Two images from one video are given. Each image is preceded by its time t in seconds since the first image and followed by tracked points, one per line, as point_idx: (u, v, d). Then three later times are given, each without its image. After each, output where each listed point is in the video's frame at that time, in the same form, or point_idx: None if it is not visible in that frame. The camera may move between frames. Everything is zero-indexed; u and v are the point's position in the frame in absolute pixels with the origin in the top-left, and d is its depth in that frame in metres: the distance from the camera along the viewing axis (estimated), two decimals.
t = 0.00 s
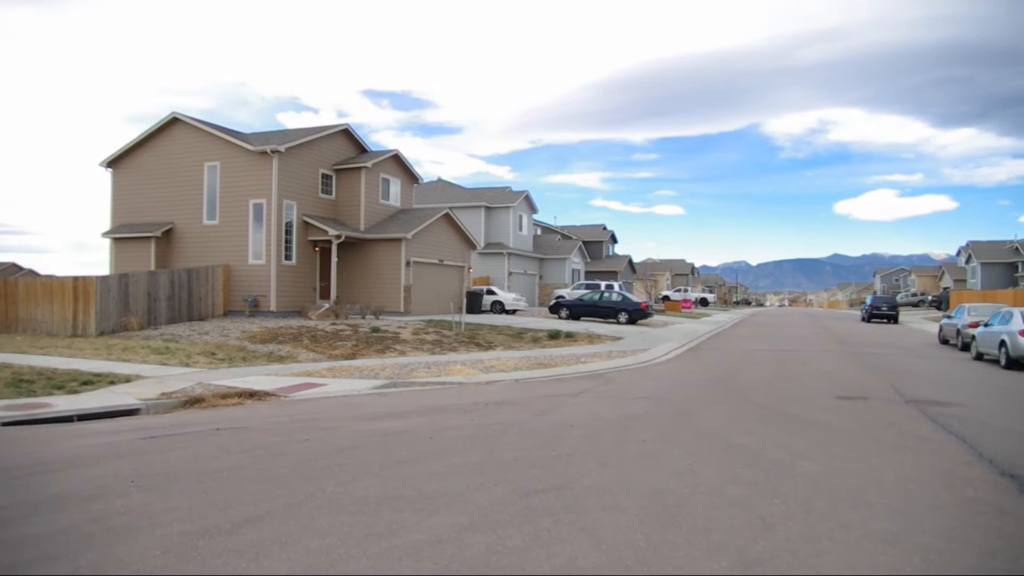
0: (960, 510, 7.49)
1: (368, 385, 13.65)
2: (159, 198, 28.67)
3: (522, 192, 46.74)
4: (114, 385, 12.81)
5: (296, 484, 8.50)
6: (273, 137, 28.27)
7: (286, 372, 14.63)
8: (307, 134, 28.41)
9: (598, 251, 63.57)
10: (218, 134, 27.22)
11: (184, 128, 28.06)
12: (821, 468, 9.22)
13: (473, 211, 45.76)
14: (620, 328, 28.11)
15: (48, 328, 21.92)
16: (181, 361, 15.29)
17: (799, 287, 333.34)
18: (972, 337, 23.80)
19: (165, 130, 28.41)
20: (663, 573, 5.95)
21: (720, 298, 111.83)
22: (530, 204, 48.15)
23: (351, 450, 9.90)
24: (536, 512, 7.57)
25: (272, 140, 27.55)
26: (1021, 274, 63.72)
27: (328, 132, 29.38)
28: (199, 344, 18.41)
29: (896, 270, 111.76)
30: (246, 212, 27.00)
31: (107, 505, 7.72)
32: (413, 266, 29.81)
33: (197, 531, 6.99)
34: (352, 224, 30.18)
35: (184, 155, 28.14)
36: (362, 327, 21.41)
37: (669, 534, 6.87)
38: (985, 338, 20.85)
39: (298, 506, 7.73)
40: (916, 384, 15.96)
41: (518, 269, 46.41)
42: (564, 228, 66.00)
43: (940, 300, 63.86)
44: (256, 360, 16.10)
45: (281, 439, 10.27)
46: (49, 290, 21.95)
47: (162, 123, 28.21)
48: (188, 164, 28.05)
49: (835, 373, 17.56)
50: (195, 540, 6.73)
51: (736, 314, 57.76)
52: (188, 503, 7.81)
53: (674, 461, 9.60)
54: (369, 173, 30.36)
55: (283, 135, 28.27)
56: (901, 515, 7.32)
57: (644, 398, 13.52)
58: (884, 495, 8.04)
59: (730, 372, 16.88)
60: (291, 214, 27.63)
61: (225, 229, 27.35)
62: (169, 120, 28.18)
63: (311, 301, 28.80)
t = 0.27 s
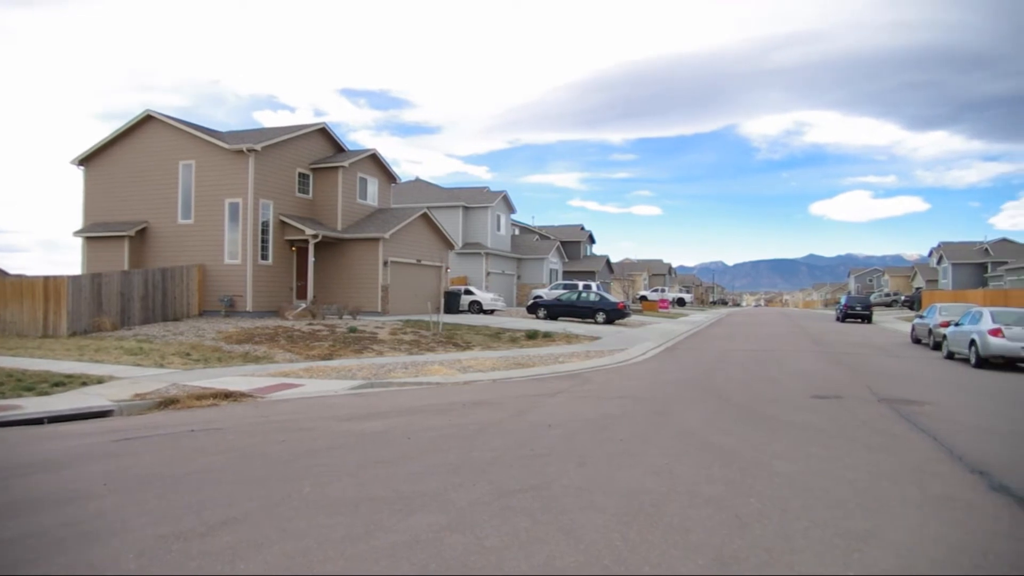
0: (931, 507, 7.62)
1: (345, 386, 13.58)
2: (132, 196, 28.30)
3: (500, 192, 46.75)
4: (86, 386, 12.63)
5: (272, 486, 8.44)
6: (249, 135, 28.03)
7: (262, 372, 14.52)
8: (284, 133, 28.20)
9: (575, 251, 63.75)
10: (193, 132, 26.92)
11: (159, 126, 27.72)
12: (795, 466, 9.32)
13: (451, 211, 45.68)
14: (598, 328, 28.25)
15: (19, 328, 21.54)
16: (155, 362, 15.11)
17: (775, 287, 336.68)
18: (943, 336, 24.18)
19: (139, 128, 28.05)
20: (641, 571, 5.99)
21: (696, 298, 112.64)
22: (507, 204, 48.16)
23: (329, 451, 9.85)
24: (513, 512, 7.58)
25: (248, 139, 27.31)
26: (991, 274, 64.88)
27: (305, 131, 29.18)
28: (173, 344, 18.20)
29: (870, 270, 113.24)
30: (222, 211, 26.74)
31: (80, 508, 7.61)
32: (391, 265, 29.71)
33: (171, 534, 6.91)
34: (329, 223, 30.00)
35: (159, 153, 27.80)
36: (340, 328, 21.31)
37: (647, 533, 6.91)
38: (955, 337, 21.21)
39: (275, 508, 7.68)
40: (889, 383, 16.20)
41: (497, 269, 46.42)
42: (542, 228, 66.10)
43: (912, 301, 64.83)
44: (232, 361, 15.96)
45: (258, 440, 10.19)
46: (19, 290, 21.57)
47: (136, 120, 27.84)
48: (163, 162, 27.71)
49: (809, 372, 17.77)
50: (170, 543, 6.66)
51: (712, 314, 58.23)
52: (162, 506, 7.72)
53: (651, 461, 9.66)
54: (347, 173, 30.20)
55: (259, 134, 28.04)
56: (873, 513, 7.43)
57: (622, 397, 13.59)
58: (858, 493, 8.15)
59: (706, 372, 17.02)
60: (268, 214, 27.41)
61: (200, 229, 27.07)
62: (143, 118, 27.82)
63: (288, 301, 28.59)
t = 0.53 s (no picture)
0: (904, 504, 7.73)
1: (322, 386, 13.50)
2: (105, 195, 27.90)
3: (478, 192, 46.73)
4: (58, 388, 12.43)
5: (248, 487, 8.36)
6: (225, 134, 27.75)
7: (238, 373, 14.39)
8: (260, 132, 27.96)
9: (553, 251, 63.89)
10: (168, 130, 26.61)
11: (133, 123, 27.35)
12: (771, 464, 9.42)
13: (429, 210, 45.57)
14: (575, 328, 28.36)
15: None
16: (129, 363, 14.91)
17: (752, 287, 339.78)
18: (915, 335, 24.57)
19: (112, 126, 27.65)
20: (618, 570, 6.01)
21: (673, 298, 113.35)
22: (485, 204, 48.13)
23: (306, 451, 9.78)
24: (491, 511, 7.58)
25: (224, 137, 27.04)
26: (961, 275, 66.01)
27: (282, 129, 28.95)
28: (147, 345, 17.97)
29: (844, 270, 114.68)
30: (197, 210, 26.46)
31: (52, 512, 7.49)
32: (368, 265, 29.59)
33: (145, 537, 6.82)
34: (306, 222, 29.80)
35: (132, 151, 27.43)
36: (317, 328, 21.18)
37: (625, 532, 6.93)
38: (927, 337, 21.56)
39: (251, 510, 7.61)
40: (862, 382, 16.42)
41: (475, 269, 46.39)
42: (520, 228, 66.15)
43: (886, 301, 65.73)
44: (207, 361, 15.79)
45: (234, 441, 10.10)
46: None
47: (109, 118, 27.45)
48: (137, 160, 27.35)
49: (784, 371, 17.97)
50: (144, 546, 6.58)
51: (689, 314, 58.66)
52: (136, 508, 7.62)
53: (629, 460, 9.70)
54: (324, 172, 30.01)
55: (235, 133, 27.76)
56: (848, 510, 7.52)
57: (599, 397, 13.64)
58: (832, 490, 8.25)
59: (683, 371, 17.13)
60: (244, 213, 27.16)
61: (175, 228, 26.76)
62: (116, 115, 27.43)
63: (265, 301, 28.37)
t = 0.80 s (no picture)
0: (876, 501, 7.85)
1: (298, 387, 13.41)
2: (77, 193, 27.47)
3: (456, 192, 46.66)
4: (27, 389, 12.22)
5: (223, 489, 8.28)
6: (200, 132, 27.45)
7: (213, 373, 14.24)
8: (235, 130, 27.69)
9: (530, 250, 63.96)
10: (141, 128, 26.26)
11: (105, 121, 26.95)
12: (747, 463, 9.51)
13: (406, 210, 45.42)
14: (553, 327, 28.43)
15: None
16: (101, 364, 14.70)
17: (728, 287, 342.67)
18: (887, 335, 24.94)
19: (84, 123, 27.23)
20: (595, 569, 6.04)
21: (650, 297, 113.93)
22: (462, 203, 48.06)
23: (282, 452, 9.71)
24: (468, 512, 7.58)
25: (198, 135, 26.74)
26: (933, 275, 67.06)
27: (257, 128, 28.70)
28: (120, 345, 17.73)
29: (818, 270, 116.01)
30: (171, 209, 26.14)
31: (22, 516, 7.36)
32: (345, 265, 29.43)
33: (117, 540, 6.73)
34: (282, 222, 29.57)
35: (105, 148, 27.03)
36: (293, 328, 21.03)
37: (602, 531, 6.96)
38: (900, 336, 21.88)
39: (226, 512, 7.54)
40: (836, 381, 16.63)
41: (452, 269, 46.30)
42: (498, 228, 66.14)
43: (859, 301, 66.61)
44: (182, 362, 15.62)
45: (208, 443, 10.00)
46: None
47: (80, 114, 27.02)
48: (109, 158, 26.96)
49: (759, 371, 18.15)
50: (116, 550, 6.49)
51: (666, 313, 59.03)
52: (108, 511, 7.52)
53: (605, 459, 9.75)
54: (300, 171, 29.80)
55: (209, 131, 27.46)
56: (821, 507, 7.62)
57: (576, 397, 13.68)
58: (806, 488, 8.36)
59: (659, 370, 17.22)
60: (219, 212, 26.89)
61: (149, 227, 26.41)
62: (88, 112, 27.02)
63: (240, 301, 28.11)
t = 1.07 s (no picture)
0: (850, 498, 7.96)
1: (275, 387, 13.32)
2: (48, 191, 27.03)
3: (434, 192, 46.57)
4: None
5: (199, 491, 8.19)
6: (175, 130, 27.14)
7: (188, 374, 14.09)
8: (211, 128, 27.43)
9: (509, 250, 64.00)
10: (115, 125, 25.91)
11: (77, 118, 26.56)
12: (724, 462, 9.59)
13: (384, 210, 45.24)
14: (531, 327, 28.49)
15: None
16: (73, 365, 14.49)
17: (706, 287, 345.17)
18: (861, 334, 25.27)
19: (56, 120, 26.82)
20: (573, 568, 6.06)
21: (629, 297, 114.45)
22: (441, 203, 47.97)
23: (258, 453, 9.63)
24: (447, 512, 7.58)
25: (174, 133, 26.44)
26: (906, 275, 68.05)
27: (234, 126, 28.44)
28: (92, 346, 17.47)
29: (795, 270, 117.23)
30: (146, 208, 25.83)
31: None
32: (322, 265, 29.27)
33: (90, 544, 6.64)
34: (259, 221, 29.33)
35: (77, 146, 26.64)
36: (269, 328, 20.87)
37: (580, 531, 6.99)
38: (874, 335, 22.19)
39: (202, 514, 7.47)
40: (811, 380, 16.82)
41: (430, 269, 46.20)
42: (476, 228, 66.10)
43: (835, 301, 67.40)
44: (156, 363, 15.44)
45: (183, 444, 9.89)
46: None
47: (52, 112, 26.60)
48: (82, 156, 26.57)
49: (736, 370, 18.31)
50: (90, 554, 6.41)
51: (644, 313, 59.36)
52: (81, 515, 7.41)
53: (584, 459, 9.78)
54: (277, 170, 29.57)
55: (184, 129, 27.16)
56: (797, 505, 7.70)
57: (555, 396, 13.71)
58: (782, 486, 8.45)
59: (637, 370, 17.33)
60: (194, 211, 26.62)
61: (123, 226, 26.07)
62: (60, 109, 26.60)
63: (216, 301, 27.84)
